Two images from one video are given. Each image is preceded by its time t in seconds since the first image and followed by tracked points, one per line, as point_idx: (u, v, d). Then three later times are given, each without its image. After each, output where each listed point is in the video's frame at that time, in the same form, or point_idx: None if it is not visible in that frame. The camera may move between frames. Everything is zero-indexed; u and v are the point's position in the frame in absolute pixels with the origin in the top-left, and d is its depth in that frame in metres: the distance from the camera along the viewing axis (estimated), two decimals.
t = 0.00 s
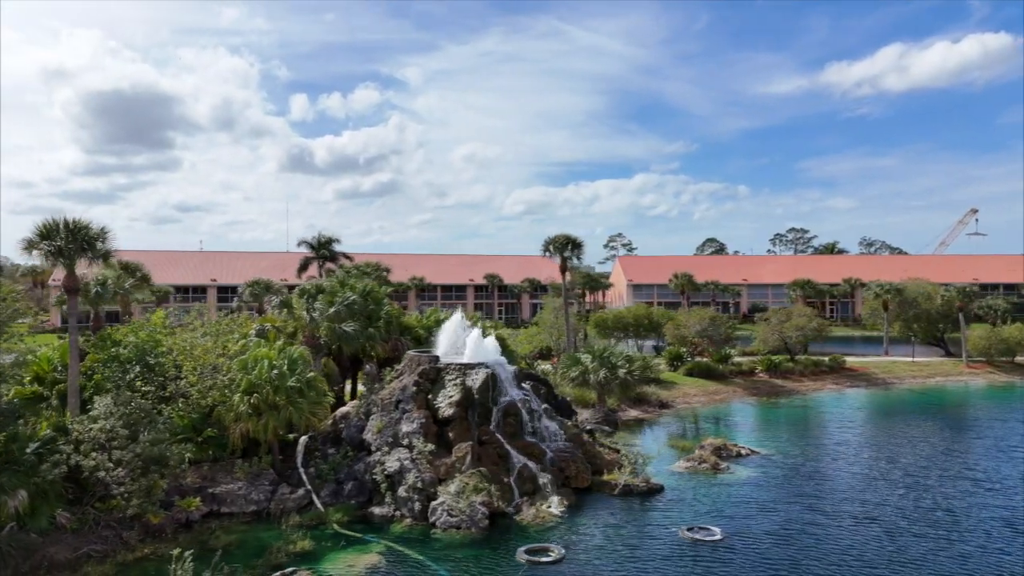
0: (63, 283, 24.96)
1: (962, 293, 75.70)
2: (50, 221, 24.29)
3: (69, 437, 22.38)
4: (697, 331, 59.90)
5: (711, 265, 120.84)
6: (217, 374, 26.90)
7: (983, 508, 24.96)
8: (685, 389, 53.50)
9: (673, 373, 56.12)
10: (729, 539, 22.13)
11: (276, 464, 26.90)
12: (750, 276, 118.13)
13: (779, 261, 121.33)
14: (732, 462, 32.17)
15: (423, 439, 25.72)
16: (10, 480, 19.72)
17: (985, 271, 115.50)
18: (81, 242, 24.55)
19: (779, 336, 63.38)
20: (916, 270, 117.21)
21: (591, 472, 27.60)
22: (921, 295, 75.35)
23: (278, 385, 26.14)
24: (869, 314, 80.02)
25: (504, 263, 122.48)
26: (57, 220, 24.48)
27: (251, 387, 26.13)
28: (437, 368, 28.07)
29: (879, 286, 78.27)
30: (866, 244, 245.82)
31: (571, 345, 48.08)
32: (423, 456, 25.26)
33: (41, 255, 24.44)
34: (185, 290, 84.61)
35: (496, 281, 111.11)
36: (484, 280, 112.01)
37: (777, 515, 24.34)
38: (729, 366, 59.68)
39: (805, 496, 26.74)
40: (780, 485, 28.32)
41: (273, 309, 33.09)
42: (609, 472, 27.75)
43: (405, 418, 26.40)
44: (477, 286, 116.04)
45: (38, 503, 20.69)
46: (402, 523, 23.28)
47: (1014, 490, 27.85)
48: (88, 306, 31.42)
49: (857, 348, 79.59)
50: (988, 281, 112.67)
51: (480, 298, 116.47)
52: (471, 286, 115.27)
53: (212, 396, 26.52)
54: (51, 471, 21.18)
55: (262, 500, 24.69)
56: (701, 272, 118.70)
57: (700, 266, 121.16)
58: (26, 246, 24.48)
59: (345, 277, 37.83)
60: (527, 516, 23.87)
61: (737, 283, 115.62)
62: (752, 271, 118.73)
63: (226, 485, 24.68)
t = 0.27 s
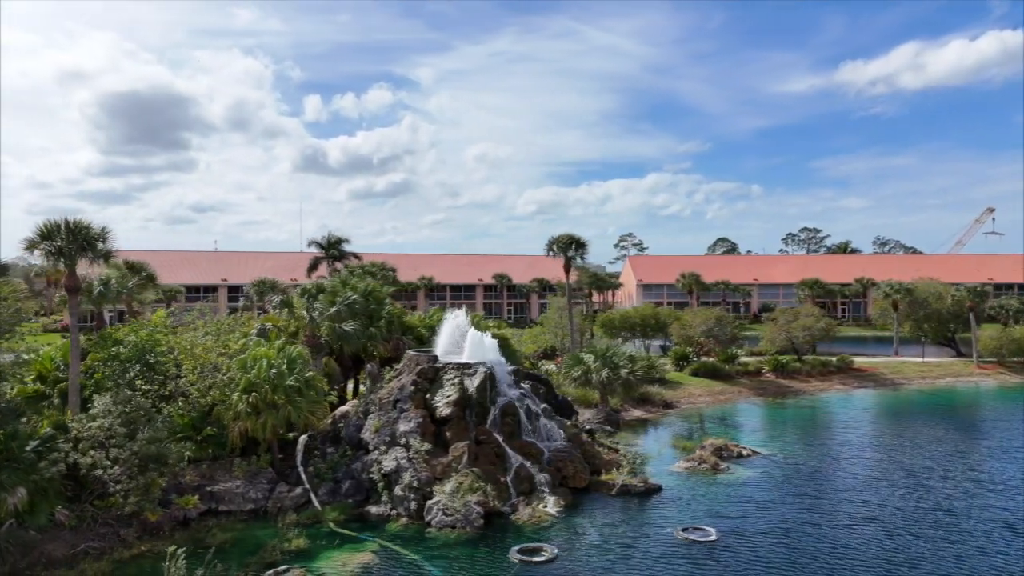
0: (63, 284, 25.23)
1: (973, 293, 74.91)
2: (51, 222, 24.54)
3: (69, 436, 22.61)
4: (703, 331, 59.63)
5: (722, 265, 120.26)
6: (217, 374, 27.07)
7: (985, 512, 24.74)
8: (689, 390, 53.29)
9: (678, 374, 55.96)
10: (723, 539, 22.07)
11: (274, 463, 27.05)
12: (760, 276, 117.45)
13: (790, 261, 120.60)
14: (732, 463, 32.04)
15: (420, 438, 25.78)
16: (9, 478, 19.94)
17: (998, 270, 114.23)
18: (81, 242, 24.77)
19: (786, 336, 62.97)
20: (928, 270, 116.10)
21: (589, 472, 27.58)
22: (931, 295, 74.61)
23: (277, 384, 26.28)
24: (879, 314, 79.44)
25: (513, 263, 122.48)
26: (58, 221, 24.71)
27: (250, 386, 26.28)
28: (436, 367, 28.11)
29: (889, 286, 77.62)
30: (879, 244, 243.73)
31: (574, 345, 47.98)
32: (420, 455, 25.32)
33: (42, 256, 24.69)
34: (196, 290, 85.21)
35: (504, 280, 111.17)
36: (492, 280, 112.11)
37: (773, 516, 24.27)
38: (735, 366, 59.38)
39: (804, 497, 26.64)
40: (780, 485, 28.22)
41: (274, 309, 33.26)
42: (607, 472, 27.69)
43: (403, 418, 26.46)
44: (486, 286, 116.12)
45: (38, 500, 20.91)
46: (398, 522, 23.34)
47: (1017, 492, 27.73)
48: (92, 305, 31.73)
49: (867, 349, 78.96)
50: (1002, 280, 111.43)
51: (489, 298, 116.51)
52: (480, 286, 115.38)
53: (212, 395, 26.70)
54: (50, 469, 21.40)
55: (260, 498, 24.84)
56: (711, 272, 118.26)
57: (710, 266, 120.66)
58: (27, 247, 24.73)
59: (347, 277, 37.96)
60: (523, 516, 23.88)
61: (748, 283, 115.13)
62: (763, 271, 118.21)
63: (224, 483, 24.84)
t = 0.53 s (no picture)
0: (64, 283, 25.55)
1: (984, 293, 74.11)
2: (51, 223, 24.86)
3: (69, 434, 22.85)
4: (708, 331, 59.40)
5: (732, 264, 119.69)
6: (217, 373, 27.27)
7: (985, 513, 24.56)
8: (694, 390, 53.10)
9: (683, 374, 55.83)
10: (718, 539, 22.05)
11: (274, 462, 27.22)
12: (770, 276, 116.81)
13: (801, 260, 119.82)
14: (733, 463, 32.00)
15: (417, 437, 25.86)
16: (9, 475, 20.18)
17: (1012, 270, 112.91)
18: (81, 242, 25.07)
19: (793, 336, 62.62)
20: (941, 269, 114.97)
21: (586, 472, 27.57)
22: (942, 294, 73.89)
23: (276, 384, 26.45)
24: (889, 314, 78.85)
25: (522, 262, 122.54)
26: (58, 221, 25.03)
27: (249, 385, 26.45)
28: (434, 367, 28.16)
29: (899, 286, 76.99)
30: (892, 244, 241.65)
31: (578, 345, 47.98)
32: (417, 455, 25.40)
33: (43, 256, 25.02)
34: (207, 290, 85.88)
35: (513, 280, 111.28)
36: (501, 279, 112.20)
37: (770, 517, 24.14)
38: (741, 366, 59.10)
39: (801, 497, 26.50)
40: (779, 486, 28.07)
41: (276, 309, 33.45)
42: (605, 472, 27.64)
43: (400, 417, 26.54)
44: (495, 285, 116.24)
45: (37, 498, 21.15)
46: (394, 521, 23.43)
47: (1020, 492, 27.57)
48: (96, 305, 32.08)
49: (877, 349, 78.32)
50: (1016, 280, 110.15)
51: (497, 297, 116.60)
52: (489, 285, 115.51)
53: (212, 395, 26.90)
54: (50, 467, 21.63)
55: (258, 497, 24.99)
56: (721, 271, 117.82)
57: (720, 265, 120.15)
58: (28, 248, 25.06)
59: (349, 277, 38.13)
60: (519, 515, 23.89)
61: (758, 282, 114.67)
62: (774, 270, 117.67)
63: (223, 482, 25.01)
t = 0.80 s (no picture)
0: (64, 283, 25.87)
1: (994, 293, 73.40)
2: (51, 223, 25.22)
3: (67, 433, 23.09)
4: (713, 331, 59.15)
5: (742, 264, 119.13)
6: (216, 372, 27.45)
7: (985, 516, 24.36)
8: (698, 390, 52.95)
9: (688, 374, 55.69)
10: (712, 540, 22.06)
11: (272, 461, 27.38)
12: (779, 275, 116.22)
13: (812, 260, 119.07)
14: (732, 464, 31.91)
15: (413, 437, 25.94)
16: (7, 473, 20.42)
17: None
18: (80, 242, 25.40)
19: (799, 337, 62.27)
20: (953, 269, 113.92)
21: (583, 472, 27.56)
22: (952, 294, 73.25)
23: (273, 383, 26.60)
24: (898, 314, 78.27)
25: (531, 262, 122.51)
26: (58, 222, 25.39)
27: (247, 385, 26.61)
28: (432, 367, 28.22)
29: (908, 286, 76.38)
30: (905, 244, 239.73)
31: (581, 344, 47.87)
32: (413, 454, 25.48)
33: (43, 256, 25.36)
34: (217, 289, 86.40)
35: (521, 280, 111.38)
36: (509, 279, 112.28)
37: (766, 519, 24.03)
38: (747, 367, 58.83)
39: (799, 500, 26.36)
40: (777, 488, 27.94)
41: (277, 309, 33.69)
42: (602, 472, 27.60)
43: (397, 417, 26.65)
44: (503, 285, 116.27)
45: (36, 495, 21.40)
46: (388, 520, 23.52)
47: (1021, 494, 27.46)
48: (99, 305, 32.42)
49: (886, 350, 77.75)
50: None
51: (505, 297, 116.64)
52: (498, 285, 115.54)
53: (210, 394, 27.09)
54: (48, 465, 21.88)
55: (255, 496, 25.17)
56: (731, 271, 117.34)
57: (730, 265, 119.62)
58: (29, 248, 25.41)
59: (350, 277, 38.28)
60: (513, 515, 23.92)
61: (769, 282, 114.09)
62: (785, 270, 117.00)
63: (220, 480, 25.21)
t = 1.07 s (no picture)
0: (65, 283, 26.18)
1: (1005, 293, 72.66)
2: (52, 224, 25.53)
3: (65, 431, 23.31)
4: (718, 331, 58.90)
5: (752, 263, 118.47)
6: (215, 372, 27.66)
7: (984, 519, 24.08)
8: (702, 390, 52.76)
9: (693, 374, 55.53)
10: (705, 540, 22.06)
11: (270, 459, 27.54)
12: (789, 275, 115.55)
13: (823, 260, 118.20)
14: (732, 465, 31.79)
15: (409, 436, 26.02)
16: (6, 470, 20.65)
17: None
18: (81, 243, 25.70)
19: (806, 337, 61.92)
20: (965, 269, 112.82)
21: (580, 472, 27.54)
22: (961, 295, 72.62)
23: (271, 382, 26.76)
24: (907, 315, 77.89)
25: (539, 262, 122.45)
26: (59, 222, 25.69)
27: (245, 384, 26.77)
28: (429, 366, 28.27)
29: (917, 286, 75.74)
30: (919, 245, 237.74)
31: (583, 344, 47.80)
32: (409, 453, 25.55)
33: (45, 257, 25.67)
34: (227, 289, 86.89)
35: (529, 279, 111.43)
36: (518, 279, 112.29)
37: (761, 519, 23.94)
38: (752, 367, 58.53)
39: (796, 500, 26.25)
40: (775, 489, 27.81)
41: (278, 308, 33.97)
42: (599, 472, 27.57)
43: (394, 416, 26.73)
44: (511, 285, 116.30)
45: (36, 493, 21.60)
46: (383, 520, 23.60)
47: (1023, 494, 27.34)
48: (101, 304, 32.71)
49: (895, 350, 77.15)
50: None
51: (514, 297, 116.62)
52: (506, 285, 115.57)
53: (209, 393, 27.29)
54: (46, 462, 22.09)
55: (252, 494, 25.34)
56: (740, 271, 116.79)
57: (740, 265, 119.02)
58: (30, 248, 25.73)
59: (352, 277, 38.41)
60: (508, 515, 23.95)
61: (779, 282, 113.40)
62: (796, 270, 116.13)
63: (217, 478, 25.39)
